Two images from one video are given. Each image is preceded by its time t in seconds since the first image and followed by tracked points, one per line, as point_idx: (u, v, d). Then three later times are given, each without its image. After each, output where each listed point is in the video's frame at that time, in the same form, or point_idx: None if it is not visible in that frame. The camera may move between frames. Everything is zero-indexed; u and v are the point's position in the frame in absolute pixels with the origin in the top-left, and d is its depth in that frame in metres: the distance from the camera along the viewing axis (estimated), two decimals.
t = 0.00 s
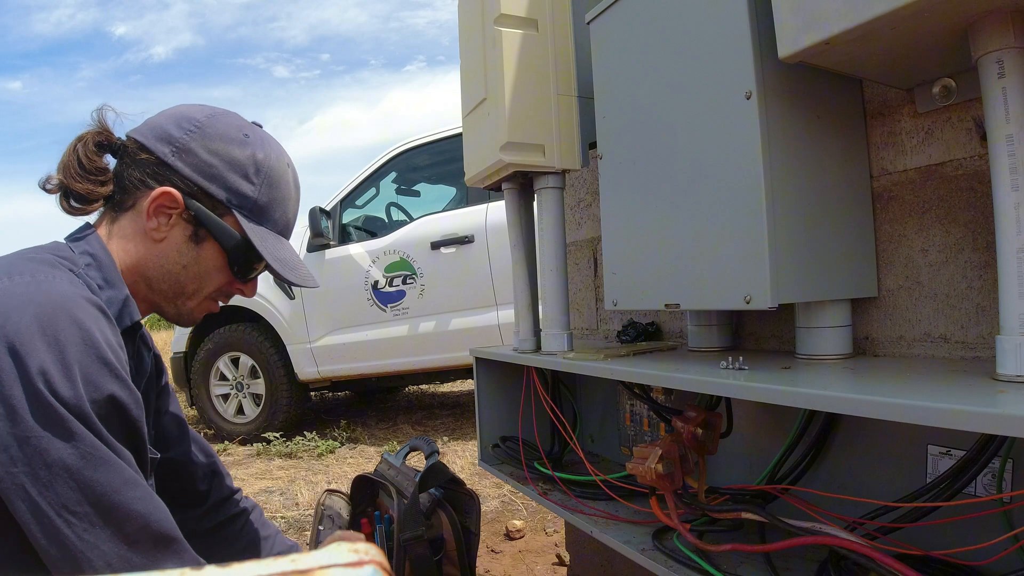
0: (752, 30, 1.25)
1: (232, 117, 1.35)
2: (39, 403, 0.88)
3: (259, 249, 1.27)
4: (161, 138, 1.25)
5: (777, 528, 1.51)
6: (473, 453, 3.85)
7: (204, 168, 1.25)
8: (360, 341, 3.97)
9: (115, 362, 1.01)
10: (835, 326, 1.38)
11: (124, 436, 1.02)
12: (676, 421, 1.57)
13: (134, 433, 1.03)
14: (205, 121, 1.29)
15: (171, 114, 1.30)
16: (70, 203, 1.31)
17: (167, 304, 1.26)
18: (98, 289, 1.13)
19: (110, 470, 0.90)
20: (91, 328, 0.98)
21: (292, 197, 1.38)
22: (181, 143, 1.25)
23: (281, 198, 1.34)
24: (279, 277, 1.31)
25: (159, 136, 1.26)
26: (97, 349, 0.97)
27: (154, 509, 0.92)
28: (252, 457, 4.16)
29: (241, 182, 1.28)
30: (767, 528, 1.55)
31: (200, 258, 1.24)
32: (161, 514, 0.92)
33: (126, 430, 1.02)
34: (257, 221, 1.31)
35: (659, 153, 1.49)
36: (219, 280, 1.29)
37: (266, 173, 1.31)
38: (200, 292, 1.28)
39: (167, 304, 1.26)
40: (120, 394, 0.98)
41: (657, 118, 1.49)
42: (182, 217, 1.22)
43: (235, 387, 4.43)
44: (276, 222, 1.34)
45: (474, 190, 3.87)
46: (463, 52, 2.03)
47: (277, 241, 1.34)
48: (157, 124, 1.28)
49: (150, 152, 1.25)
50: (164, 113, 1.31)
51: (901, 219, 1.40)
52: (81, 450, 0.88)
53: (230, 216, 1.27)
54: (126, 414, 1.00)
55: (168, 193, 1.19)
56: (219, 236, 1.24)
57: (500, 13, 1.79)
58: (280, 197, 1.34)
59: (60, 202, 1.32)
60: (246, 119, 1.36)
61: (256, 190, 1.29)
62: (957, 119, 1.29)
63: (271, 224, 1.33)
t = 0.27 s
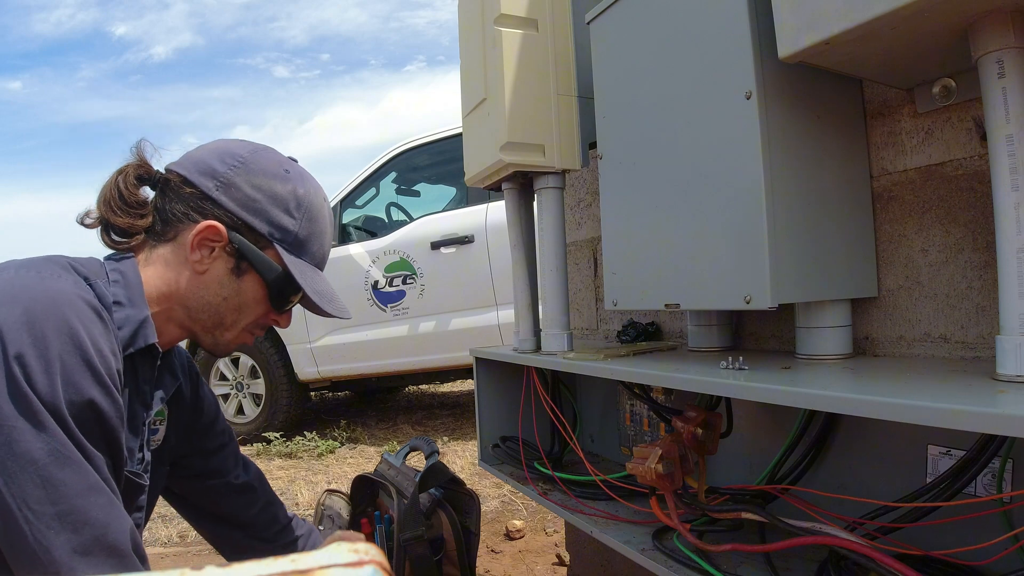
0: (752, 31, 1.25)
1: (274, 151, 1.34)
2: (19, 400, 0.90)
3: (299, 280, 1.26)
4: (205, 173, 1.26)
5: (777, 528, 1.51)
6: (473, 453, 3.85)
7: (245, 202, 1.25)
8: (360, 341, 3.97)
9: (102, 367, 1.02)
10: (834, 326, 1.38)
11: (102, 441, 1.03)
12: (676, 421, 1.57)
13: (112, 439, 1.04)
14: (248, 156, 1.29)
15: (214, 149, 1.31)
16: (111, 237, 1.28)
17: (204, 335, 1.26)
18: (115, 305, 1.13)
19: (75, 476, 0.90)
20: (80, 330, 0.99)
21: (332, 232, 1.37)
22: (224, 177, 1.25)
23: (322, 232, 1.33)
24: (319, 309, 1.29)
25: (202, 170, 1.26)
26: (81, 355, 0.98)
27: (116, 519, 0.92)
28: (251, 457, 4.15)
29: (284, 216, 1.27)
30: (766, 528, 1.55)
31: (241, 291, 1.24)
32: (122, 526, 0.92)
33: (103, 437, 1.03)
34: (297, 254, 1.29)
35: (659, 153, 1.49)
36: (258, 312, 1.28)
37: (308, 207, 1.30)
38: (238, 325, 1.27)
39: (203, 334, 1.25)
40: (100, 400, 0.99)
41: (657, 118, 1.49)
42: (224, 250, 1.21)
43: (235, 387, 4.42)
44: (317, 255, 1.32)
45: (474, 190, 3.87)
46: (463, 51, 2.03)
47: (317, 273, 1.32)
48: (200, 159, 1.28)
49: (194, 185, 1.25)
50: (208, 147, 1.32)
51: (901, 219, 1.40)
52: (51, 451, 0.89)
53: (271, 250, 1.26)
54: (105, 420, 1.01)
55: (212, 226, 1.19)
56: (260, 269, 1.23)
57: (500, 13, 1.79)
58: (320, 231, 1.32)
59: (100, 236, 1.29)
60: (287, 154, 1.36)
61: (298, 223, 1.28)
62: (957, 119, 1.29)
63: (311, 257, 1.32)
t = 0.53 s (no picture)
0: (752, 31, 1.25)
1: (269, 138, 1.34)
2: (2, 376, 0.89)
3: (298, 262, 1.25)
4: (199, 159, 1.26)
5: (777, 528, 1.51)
6: (473, 453, 3.85)
7: (242, 186, 1.25)
8: (360, 341, 3.97)
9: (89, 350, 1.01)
10: (834, 326, 1.38)
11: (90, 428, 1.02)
12: (676, 421, 1.57)
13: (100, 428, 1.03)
14: (242, 142, 1.29)
15: (209, 137, 1.31)
16: (111, 233, 1.32)
17: (207, 323, 1.26)
18: (111, 295, 1.13)
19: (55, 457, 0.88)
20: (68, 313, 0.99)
21: (330, 217, 1.36)
22: (219, 164, 1.25)
23: (320, 215, 1.32)
24: (320, 291, 1.28)
25: (197, 158, 1.26)
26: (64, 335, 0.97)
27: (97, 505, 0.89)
28: (251, 456, 4.15)
29: (280, 199, 1.27)
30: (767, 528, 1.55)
31: (242, 277, 1.24)
32: (102, 511, 0.89)
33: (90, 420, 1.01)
34: (296, 238, 1.29)
35: (659, 153, 1.49)
36: (260, 299, 1.28)
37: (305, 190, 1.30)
38: (241, 312, 1.27)
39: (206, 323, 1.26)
40: (84, 382, 0.98)
41: (657, 118, 1.49)
42: (222, 235, 1.22)
43: (235, 387, 4.43)
44: (316, 239, 1.32)
45: (474, 190, 3.87)
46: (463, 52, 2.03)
47: (317, 257, 1.32)
48: (196, 147, 1.28)
49: (190, 173, 1.25)
50: (204, 136, 1.32)
51: (901, 220, 1.40)
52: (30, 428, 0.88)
53: (269, 233, 1.26)
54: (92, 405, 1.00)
55: (209, 210, 1.19)
56: (259, 253, 1.23)
57: (500, 13, 1.79)
58: (319, 215, 1.32)
59: (100, 230, 1.33)
60: (282, 141, 1.35)
61: (295, 206, 1.28)
62: (957, 119, 1.29)
63: (311, 241, 1.31)
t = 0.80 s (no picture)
0: (752, 31, 1.25)
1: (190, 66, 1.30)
2: None
3: (259, 167, 1.27)
4: (127, 101, 1.22)
5: (777, 528, 1.51)
6: (473, 453, 3.85)
7: (176, 111, 1.22)
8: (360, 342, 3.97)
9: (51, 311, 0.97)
10: (834, 326, 1.38)
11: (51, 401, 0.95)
12: (676, 421, 1.56)
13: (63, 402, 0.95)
14: (161, 72, 1.24)
15: (129, 80, 1.26)
16: (64, 204, 1.29)
17: (191, 258, 1.30)
18: (91, 257, 1.12)
19: None
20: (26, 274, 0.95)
21: (269, 118, 1.35)
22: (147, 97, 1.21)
23: (261, 114, 1.32)
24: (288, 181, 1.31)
25: (125, 101, 1.22)
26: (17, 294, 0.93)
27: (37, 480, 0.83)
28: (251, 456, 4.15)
29: (218, 111, 1.25)
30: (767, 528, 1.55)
31: (208, 201, 1.25)
32: (40, 488, 0.83)
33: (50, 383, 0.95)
34: (248, 145, 1.28)
35: (660, 153, 1.49)
36: (235, 218, 1.30)
37: (238, 98, 1.28)
38: (221, 235, 1.29)
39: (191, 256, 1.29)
40: (38, 341, 0.92)
41: (657, 118, 1.49)
42: (177, 164, 1.21)
43: (235, 387, 4.43)
44: (266, 141, 1.32)
45: (474, 190, 3.87)
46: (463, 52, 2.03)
47: (273, 157, 1.33)
48: (117, 92, 1.24)
49: (121, 119, 1.22)
50: (122, 81, 1.27)
51: (901, 220, 1.40)
52: None
53: (221, 148, 1.25)
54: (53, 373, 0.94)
55: (156, 144, 1.19)
56: (219, 169, 1.24)
57: (499, 13, 1.79)
58: (260, 118, 1.32)
59: (53, 205, 1.31)
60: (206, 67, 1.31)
61: (235, 116, 1.27)
62: (957, 119, 1.29)
63: (262, 143, 1.31)
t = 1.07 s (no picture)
0: (752, 31, 1.25)
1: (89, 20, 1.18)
2: None
3: (202, 100, 1.24)
4: (42, 75, 1.11)
5: (777, 528, 1.51)
6: (473, 453, 3.85)
7: (98, 69, 1.13)
8: (360, 342, 3.97)
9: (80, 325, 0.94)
10: (834, 326, 1.38)
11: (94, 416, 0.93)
12: (676, 421, 1.56)
13: (105, 416, 0.93)
14: (65, 33, 1.13)
15: (32, 54, 1.14)
16: None
17: (168, 215, 1.26)
18: (78, 243, 1.06)
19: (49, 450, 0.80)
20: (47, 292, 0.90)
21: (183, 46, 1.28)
22: (62, 62, 1.11)
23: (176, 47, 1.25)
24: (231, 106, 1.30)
25: (39, 75, 1.11)
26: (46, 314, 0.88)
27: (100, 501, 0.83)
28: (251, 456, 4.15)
29: (136, 55, 1.17)
30: (767, 528, 1.55)
31: (163, 150, 1.20)
32: (106, 506, 0.83)
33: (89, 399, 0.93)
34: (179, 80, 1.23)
35: (660, 152, 1.49)
36: (194, 156, 1.26)
37: (152, 35, 1.20)
38: (187, 181, 1.26)
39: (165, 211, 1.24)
40: (74, 361, 0.89)
41: (657, 118, 1.49)
42: (120, 123, 1.15)
43: (235, 387, 4.43)
44: (192, 72, 1.26)
45: (474, 190, 3.87)
46: (463, 52, 2.03)
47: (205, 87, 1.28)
48: (24, 72, 1.12)
49: (41, 98, 1.11)
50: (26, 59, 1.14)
51: (901, 220, 1.40)
52: (20, 419, 0.80)
53: (156, 93, 1.18)
54: (92, 389, 0.90)
55: (94, 108, 1.11)
56: (165, 114, 1.18)
57: (499, 13, 1.79)
58: (176, 48, 1.25)
59: None
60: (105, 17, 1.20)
61: (155, 53, 1.20)
62: (957, 119, 1.29)
63: (191, 74, 1.26)
